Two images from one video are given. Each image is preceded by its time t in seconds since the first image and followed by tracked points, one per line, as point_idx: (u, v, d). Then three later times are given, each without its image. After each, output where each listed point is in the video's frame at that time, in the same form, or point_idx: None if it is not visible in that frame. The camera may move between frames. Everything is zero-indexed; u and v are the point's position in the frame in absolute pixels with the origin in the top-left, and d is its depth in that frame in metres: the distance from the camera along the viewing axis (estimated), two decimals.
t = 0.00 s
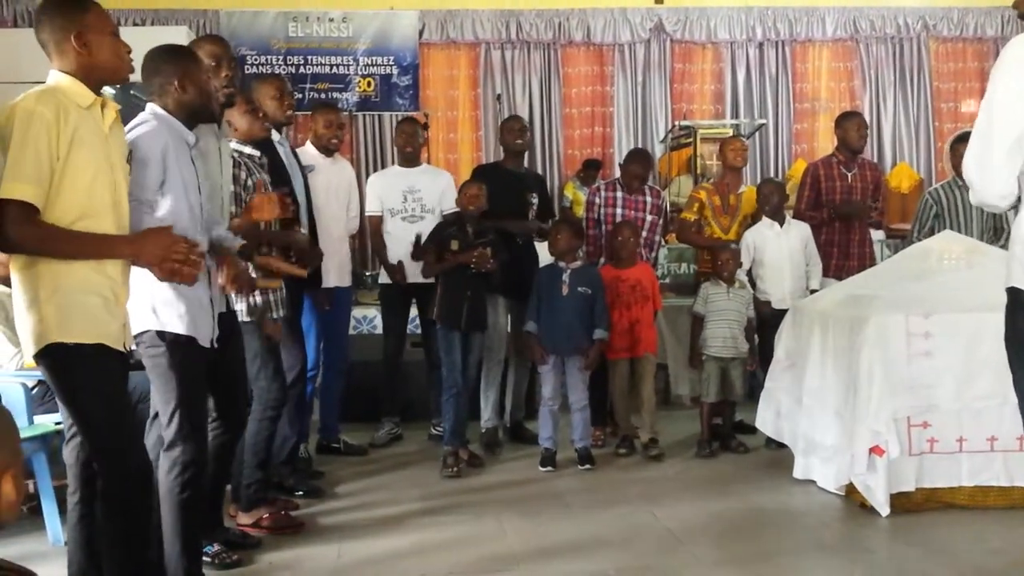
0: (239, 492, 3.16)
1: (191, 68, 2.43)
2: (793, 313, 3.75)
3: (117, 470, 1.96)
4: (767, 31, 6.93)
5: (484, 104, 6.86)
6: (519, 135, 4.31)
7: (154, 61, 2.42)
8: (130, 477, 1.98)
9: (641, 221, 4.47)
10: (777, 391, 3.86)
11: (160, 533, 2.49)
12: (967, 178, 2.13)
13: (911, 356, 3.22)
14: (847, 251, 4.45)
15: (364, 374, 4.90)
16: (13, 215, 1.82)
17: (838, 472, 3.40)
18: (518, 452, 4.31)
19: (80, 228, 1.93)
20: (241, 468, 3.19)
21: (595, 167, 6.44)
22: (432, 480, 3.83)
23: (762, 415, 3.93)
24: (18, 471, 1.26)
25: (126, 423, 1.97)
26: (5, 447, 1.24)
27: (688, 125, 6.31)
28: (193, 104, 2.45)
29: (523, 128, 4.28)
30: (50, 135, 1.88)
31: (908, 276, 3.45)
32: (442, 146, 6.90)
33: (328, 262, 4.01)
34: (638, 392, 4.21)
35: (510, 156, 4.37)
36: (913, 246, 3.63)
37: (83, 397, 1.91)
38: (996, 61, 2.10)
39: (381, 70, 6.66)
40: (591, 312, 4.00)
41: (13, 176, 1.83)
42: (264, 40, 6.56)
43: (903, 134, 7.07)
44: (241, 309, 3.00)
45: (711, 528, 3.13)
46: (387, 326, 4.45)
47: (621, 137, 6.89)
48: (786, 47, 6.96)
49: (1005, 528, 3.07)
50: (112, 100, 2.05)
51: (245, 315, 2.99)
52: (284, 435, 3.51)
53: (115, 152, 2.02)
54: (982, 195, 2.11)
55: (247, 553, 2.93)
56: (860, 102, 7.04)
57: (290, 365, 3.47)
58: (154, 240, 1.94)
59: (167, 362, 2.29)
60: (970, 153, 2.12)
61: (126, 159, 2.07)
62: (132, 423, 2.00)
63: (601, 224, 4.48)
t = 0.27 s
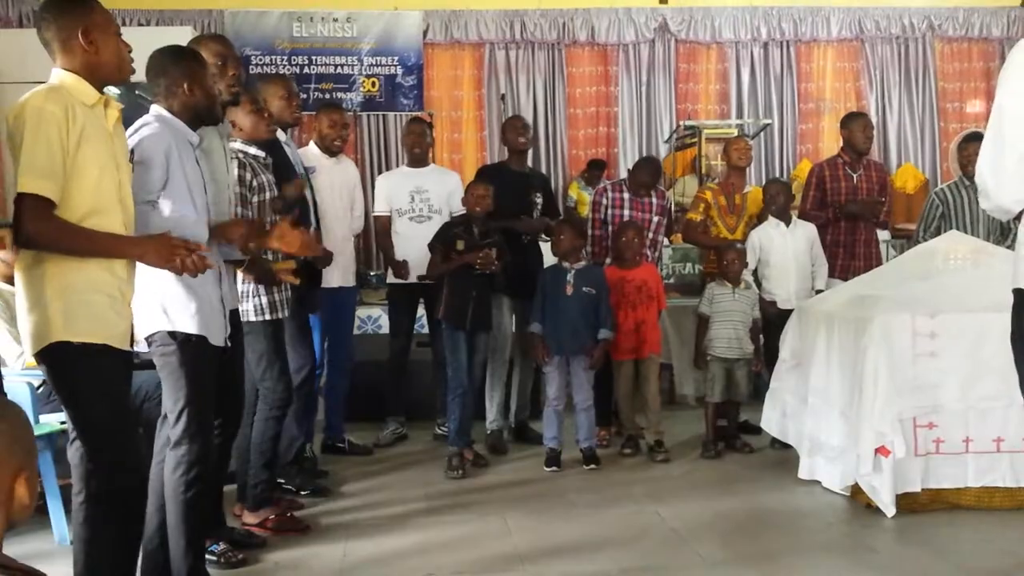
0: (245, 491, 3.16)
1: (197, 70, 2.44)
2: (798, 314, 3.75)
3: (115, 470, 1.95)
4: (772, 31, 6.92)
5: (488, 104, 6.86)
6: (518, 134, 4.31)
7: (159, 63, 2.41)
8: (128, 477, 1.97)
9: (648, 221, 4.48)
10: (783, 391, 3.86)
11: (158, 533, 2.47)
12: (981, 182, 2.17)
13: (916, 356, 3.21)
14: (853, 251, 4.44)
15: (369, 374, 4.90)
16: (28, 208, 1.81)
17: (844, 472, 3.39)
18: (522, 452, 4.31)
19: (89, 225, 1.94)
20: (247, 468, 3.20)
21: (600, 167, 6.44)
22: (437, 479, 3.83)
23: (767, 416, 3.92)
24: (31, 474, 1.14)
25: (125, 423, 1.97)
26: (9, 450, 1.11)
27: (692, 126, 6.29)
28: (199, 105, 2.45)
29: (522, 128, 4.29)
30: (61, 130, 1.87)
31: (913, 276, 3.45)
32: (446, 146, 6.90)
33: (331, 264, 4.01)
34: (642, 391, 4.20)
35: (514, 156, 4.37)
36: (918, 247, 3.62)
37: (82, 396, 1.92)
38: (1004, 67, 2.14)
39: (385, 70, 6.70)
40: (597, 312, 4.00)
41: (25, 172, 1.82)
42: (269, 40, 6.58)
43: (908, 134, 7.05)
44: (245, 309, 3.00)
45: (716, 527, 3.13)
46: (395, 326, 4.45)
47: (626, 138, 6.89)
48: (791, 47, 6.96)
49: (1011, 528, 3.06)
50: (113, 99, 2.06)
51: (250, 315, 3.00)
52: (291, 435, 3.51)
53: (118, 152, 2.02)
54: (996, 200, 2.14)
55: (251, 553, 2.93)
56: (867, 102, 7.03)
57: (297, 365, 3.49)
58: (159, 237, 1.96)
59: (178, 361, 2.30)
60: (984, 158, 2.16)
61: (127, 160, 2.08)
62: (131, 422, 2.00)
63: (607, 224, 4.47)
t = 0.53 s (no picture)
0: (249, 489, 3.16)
1: (213, 69, 2.45)
2: (802, 311, 3.74)
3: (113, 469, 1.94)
4: (775, 28, 6.91)
5: (491, 101, 6.86)
6: (522, 131, 4.30)
7: (175, 61, 2.41)
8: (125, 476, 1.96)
9: (653, 219, 4.47)
10: (786, 389, 3.85)
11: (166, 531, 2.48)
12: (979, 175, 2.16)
13: (920, 353, 3.21)
14: (858, 248, 4.43)
15: (372, 372, 4.90)
16: (24, 206, 1.81)
17: (848, 470, 3.39)
18: (525, 449, 4.31)
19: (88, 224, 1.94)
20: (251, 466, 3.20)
21: (603, 165, 6.43)
22: (440, 477, 3.83)
23: (771, 413, 3.92)
24: (29, 474, 1.21)
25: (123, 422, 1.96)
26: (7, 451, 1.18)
27: (696, 123, 6.28)
28: (213, 104, 2.46)
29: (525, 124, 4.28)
30: (61, 127, 1.87)
31: (916, 274, 3.44)
32: (450, 144, 6.91)
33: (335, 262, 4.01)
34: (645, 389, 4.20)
35: (518, 154, 4.37)
36: (922, 244, 3.60)
37: (81, 396, 1.91)
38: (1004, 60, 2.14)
39: (388, 68, 6.67)
40: (600, 309, 4.00)
41: (23, 167, 1.82)
42: (271, 38, 6.57)
43: (912, 130, 7.03)
44: (248, 307, 3.01)
45: (720, 524, 3.13)
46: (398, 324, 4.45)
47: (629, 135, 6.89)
48: (795, 43, 6.94)
49: (1015, 526, 3.06)
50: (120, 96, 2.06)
51: (254, 313, 3.01)
52: (295, 433, 3.51)
53: (123, 149, 2.02)
54: (995, 194, 2.13)
55: (256, 550, 2.94)
56: (872, 98, 7.01)
57: (301, 363, 3.48)
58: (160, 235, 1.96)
59: (188, 359, 2.30)
60: (980, 155, 2.16)
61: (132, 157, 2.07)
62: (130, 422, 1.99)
63: (611, 222, 4.47)
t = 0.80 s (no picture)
0: (253, 489, 3.16)
1: (216, 67, 2.45)
2: (807, 313, 3.73)
3: (119, 466, 1.95)
4: (781, 28, 6.90)
5: (497, 102, 6.86)
6: (529, 131, 4.30)
7: (178, 60, 2.42)
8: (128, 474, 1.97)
9: (659, 220, 4.46)
10: (792, 389, 3.84)
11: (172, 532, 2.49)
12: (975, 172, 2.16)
13: (926, 353, 3.20)
14: (864, 249, 4.44)
15: (378, 372, 4.91)
16: (40, 205, 1.81)
17: (853, 471, 3.38)
18: (530, 450, 4.31)
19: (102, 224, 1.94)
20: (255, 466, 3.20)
21: (608, 165, 6.42)
22: (445, 477, 3.83)
23: (776, 414, 3.90)
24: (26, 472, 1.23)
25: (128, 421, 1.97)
26: (5, 450, 1.21)
27: (700, 123, 6.26)
28: (218, 101, 2.46)
29: (532, 124, 4.27)
30: (83, 126, 1.87)
31: (923, 274, 3.43)
32: (455, 144, 6.91)
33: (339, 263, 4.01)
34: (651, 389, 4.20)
35: (524, 155, 4.37)
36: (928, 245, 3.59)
37: (87, 394, 1.92)
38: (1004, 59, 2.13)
39: (393, 69, 6.68)
40: (605, 311, 4.00)
41: (45, 166, 1.81)
42: (277, 39, 6.58)
43: (919, 130, 7.01)
44: (254, 308, 3.01)
45: (725, 525, 3.12)
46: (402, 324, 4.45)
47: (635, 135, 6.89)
48: (801, 44, 6.93)
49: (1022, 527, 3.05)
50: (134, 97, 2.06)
51: (260, 314, 3.00)
52: (300, 434, 3.51)
53: (137, 149, 2.02)
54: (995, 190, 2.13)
55: (261, 550, 2.95)
56: (879, 99, 6.99)
57: (306, 364, 3.49)
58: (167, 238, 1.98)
59: (195, 361, 2.31)
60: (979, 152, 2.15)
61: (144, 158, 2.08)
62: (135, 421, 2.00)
63: (617, 222, 4.47)
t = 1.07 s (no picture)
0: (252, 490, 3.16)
1: (200, 64, 2.44)
2: (805, 313, 3.73)
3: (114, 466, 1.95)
4: (779, 28, 6.90)
5: (494, 102, 6.87)
6: (528, 131, 4.29)
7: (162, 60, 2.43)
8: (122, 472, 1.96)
9: (656, 220, 4.47)
10: (789, 389, 3.84)
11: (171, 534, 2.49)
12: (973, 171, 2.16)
13: (924, 353, 3.21)
14: (861, 248, 4.44)
15: (375, 372, 4.91)
16: (58, 203, 1.79)
17: (851, 471, 3.38)
18: (528, 449, 4.31)
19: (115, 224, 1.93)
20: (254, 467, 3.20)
21: (606, 165, 6.42)
22: (443, 477, 3.83)
23: (774, 414, 3.91)
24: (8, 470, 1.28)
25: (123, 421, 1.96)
26: None
27: (698, 123, 6.26)
28: (205, 99, 2.45)
29: (531, 124, 4.27)
30: (103, 123, 1.86)
31: (920, 274, 3.43)
32: (453, 144, 6.92)
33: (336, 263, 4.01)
34: (648, 389, 4.20)
35: (522, 155, 4.37)
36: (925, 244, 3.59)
37: (83, 395, 1.92)
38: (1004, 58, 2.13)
39: (391, 68, 6.65)
40: (603, 310, 4.00)
41: (65, 164, 1.80)
42: (275, 38, 6.57)
43: (915, 130, 7.02)
44: (251, 308, 3.00)
45: (723, 525, 3.13)
46: (399, 324, 4.45)
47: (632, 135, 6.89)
48: (798, 44, 6.94)
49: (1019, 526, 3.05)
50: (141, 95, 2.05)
51: (257, 314, 3.00)
52: (297, 434, 3.51)
53: (146, 148, 2.02)
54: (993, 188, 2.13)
55: (260, 551, 2.94)
56: (877, 98, 7.00)
57: (302, 364, 3.49)
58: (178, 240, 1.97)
59: (192, 361, 2.30)
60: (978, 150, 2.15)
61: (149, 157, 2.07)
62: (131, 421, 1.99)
63: (614, 222, 4.47)
